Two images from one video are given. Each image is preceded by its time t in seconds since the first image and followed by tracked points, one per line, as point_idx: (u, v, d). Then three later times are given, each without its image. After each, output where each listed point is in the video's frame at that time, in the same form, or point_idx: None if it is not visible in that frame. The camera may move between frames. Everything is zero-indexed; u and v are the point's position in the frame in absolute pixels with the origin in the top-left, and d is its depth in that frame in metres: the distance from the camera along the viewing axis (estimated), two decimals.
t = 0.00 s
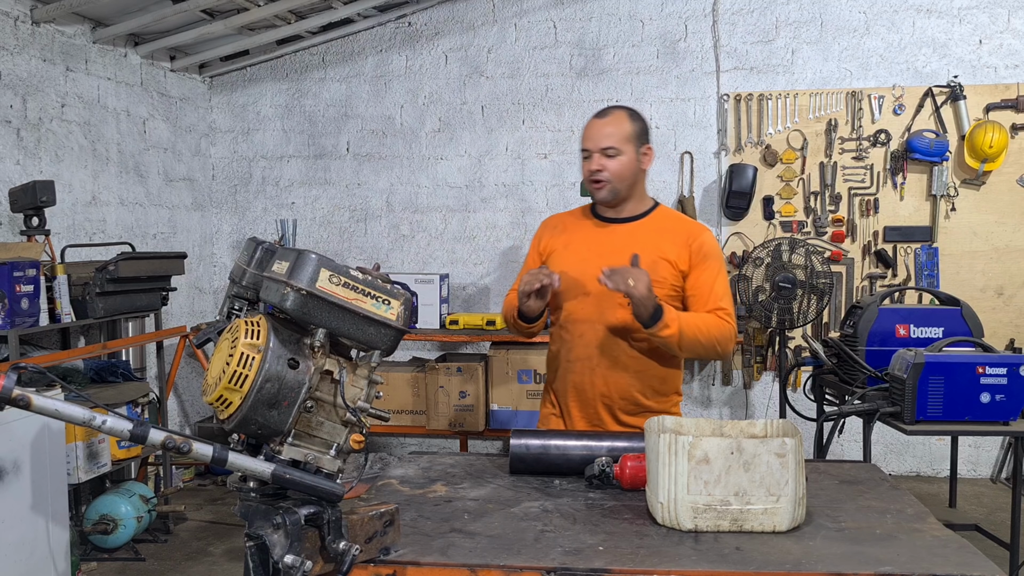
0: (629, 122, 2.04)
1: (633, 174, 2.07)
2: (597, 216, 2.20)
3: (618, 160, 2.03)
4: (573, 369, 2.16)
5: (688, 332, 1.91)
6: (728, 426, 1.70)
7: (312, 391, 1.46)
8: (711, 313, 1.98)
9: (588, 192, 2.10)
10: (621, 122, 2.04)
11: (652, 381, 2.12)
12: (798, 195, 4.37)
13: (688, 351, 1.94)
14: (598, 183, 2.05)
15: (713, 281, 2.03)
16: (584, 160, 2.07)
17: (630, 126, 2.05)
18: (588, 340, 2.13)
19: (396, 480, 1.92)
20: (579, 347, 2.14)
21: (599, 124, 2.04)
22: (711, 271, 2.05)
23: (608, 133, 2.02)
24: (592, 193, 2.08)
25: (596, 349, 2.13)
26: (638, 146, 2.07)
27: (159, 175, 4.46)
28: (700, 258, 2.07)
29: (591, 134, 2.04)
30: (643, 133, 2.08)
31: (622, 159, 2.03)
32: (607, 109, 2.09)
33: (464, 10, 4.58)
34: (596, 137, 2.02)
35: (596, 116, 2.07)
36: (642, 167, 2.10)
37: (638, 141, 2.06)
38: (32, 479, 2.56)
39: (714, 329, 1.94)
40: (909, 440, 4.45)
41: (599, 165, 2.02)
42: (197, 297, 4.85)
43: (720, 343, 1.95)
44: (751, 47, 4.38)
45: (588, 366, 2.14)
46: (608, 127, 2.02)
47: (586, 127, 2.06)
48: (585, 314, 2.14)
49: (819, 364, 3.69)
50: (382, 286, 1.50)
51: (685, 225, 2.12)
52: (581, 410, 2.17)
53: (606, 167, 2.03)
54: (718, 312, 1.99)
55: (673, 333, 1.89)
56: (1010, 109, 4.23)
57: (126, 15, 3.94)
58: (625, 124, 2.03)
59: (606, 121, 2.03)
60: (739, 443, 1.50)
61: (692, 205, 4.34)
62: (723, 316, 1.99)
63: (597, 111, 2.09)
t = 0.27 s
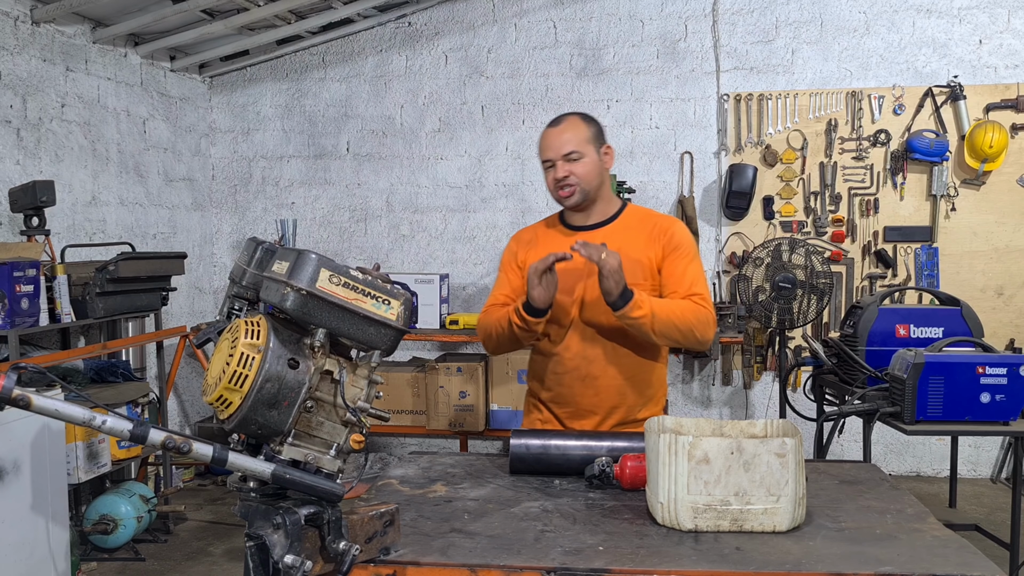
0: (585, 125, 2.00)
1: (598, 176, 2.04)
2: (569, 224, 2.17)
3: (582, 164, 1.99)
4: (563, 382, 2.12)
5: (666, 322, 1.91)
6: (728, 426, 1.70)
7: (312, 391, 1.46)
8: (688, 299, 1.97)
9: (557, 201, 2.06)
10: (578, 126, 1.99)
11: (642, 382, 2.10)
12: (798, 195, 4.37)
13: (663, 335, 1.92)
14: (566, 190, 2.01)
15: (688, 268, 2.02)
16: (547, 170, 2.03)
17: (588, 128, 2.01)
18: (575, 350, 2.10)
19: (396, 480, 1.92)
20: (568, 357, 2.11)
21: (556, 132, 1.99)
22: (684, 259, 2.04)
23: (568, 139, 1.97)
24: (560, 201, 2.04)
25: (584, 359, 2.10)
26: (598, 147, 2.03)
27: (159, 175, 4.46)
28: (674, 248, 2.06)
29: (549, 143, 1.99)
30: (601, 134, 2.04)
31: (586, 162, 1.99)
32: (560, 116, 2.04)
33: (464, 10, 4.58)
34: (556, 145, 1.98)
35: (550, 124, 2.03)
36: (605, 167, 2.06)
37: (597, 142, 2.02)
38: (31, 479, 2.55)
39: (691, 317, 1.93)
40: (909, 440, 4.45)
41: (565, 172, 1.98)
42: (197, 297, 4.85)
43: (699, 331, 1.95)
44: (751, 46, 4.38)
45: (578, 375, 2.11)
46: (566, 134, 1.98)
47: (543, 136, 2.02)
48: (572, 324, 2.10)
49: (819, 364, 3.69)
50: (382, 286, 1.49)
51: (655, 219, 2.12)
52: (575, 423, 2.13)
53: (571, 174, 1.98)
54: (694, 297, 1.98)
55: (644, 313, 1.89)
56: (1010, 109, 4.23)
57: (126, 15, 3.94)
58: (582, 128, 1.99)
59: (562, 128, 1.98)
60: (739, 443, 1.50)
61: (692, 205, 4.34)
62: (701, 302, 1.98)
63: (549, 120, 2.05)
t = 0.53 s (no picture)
0: (578, 127, 2.00)
1: (592, 178, 2.04)
2: (560, 226, 2.16)
3: (577, 167, 1.99)
4: (559, 384, 2.12)
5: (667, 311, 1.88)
6: (728, 426, 1.70)
7: (312, 391, 1.46)
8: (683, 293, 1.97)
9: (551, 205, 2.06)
10: (571, 128, 1.99)
11: (637, 381, 2.11)
12: (798, 195, 4.37)
13: (665, 321, 1.91)
14: (561, 194, 2.01)
15: (680, 263, 2.04)
16: (541, 172, 2.02)
17: (581, 130, 2.01)
18: (571, 352, 2.09)
19: (396, 480, 1.92)
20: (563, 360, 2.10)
21: (549, 134, 1.98)
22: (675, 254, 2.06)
23: (562, 142, 1.97)
24: (556, 205, 2.04)
25: (580, 361, 2.09)
26: (591, 148, 2.04)
27: (159, 175, 4.46)
28: (665, 245, 2.07)
29: (543, 145, 1.99)
30: (593, 135, 2.05)
31: (580, 165, 1.99)
32: (551, 116, 2.04)
33: (464, 10, 4.58)
34: (550, 148, 1.97)
35: (542, 126, 2.02)
36: (598, 168, 2.07)
37: (591, 144, 2.02)
38: (31, 479, 2.56)
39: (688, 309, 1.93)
40: (909, 440, 4.45)
41: (560, 176, 1.98)
42: (197, 297, 4.85)
43: (694, 325, 1.96)
44: (751, 46, 4.38)
45: (574, 378, 2.10)
46: (560, 136, 1.97)
47: (535, 139, 2.01)
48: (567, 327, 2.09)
49: (819, 364, 3.69)
50: (382, 286, 1.49)
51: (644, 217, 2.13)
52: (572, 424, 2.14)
53: (566, 176, 1.98)
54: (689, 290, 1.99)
55: (657, 294, 1.85)
56: (1010, 109, 4.23)
57: (126, 15, 3.94)
58: (575, 130, 1.99)
59: (556, 130, 1.98)
60: (739, 443, 1.50)
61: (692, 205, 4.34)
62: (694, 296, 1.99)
63: (540, 121, 2.04)
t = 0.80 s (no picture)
0: (595, 128, 1.99)
1: (605, 180, 2.04)
2: (569, 226, 2.16)
3: (591, 169, 1.99)
4: (560, 385, 2.12)
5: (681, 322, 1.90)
6: (728, 425, 1.70)
7: (312, 391, 1.46)
8: (695, 303, 1.99)
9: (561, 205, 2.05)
10: (588, 129, 1.98)
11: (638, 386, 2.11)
12: (798, 195, 4.37)
13: (681, 336, 1.94)
14: (573, 195, 2.00)
15: (691, 273, 2.05)
16: (554, 172, 2.01)
17: (597, 131, 2.00)
18: (574, 355, 2.09)
19: (396, 480, 1.92)
20: (565, 361, 2.10)
21: (565, 134, 1.97)
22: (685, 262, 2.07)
23: (578, 143, 1.96)
24: (566, 205, 2.03)
25: (582, 364, 2.09)
26: (605, 151, 2.04)
27: (159, 175, 4.46)
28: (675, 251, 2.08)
29: (559, 145, 1.97)
30: (608, 137, 2.05)
31: (595, 167, 1.99)
32: (567, 115, 2.02)
33: (464, 10, 4.58)
34: (565, 149, 1.96)
35: (558, 124, 2.01)
36: (611, 171, 2.07)
37: (605, 146, 2.02)
38: (32, 479, 2.55)
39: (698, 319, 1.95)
40: (909, 441, 4.45)
41: (574, 177, 1.97)
42: (197, 297, 4.85)
43: (702, 335, 1.98)
44: (751, 46, 4.38)
45: (575, 380, 2.10)
46: (577, 137, 1.97)
47: (551, 137, 1.99)
48: (571, 328, 2.09)
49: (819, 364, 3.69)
50: (382, 286, 1.49)
51: (654, 223, 2.13)
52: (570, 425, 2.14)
53: (580, 178, 1.98)
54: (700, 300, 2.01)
55: (677, 306, 1.87)
56: (1010, 109, 4.23)
57: (126, 15, 3.94)
58: (592, 131, 1.98)
59: (572, 131, 1.97)
60: (739, 443, 1.50)
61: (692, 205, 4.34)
62: (704, 305, 2.01)
63: (556, 119, 2.02)
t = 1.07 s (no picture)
0: (600, 126, 2.00)
1: (608, 179, 2.04)
2: (572, 224, 2.15)
3: (594, 166, 1.99)
4: (557, 383, 2.12)
5: (682, 328, 1.90)
6: (728, 426, 1.70)
7: (312, 391, 1.46)
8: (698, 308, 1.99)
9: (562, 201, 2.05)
10: (593, 127, 1.99)
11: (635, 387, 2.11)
12: (798, 195, 4.37)
13: (680, 344, 1.92)
14: (575, 191, 2.00)
15: (694, 277, 2.05)
16: (557, 168, 2.02)
17: (602, 130, 2.01)
18: (572, 354, 2.10)
19: (396, 480, 1.92)
20: (564, 359, 2.10)
21: (570, 131, 1.98)
22: (689, 265, 2.07)
23: (582, 139, 1.97)
24: (567, 201, 2.03)
25: (581, 363, 2.10)
26: (610, 150, 2.04)
27: (159, 175, 4.46)
28: (678, 255, 2.08)
29: (563, 141, 1.99)
30: (614, 137, 2.05)
31: (597, 165, 1.99)
32: (574, 113, 2.04)
33: (464, 10, 4.58)
34: (569, 145, 1.97)
35: (564, 121, 2.02)
36: (615, 171, 2.07)
37: (610, 145, 2.02)
38: (31, 479, 2.55)
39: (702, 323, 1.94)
40: (909, 441, 4.45)
41: (575, 173, 1.98)
42: (197, 297, 4.85)
43: (706, 338, 1.97)
44: (751, 46, 4.38)
45: (574, 378, 2.11)
46: (581, 134, 1.97)
47: (556, 133, 2.01)
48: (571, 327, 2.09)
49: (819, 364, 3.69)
50: (382, 286, 1.49)
51: (659, 225, 2.13)
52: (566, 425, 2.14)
53: (582, 174, 1.98)
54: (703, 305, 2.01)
55: (669, 321, 1.87)
56: (1010, 109, 4.23)
57: (126, 15, 3.94)
58: (597, 130, 1.99)
59: (578, 128, 1.98)
60: (739, 443, 1.50)
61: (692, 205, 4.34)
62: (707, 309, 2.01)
63: (563, 117, 2.04)
